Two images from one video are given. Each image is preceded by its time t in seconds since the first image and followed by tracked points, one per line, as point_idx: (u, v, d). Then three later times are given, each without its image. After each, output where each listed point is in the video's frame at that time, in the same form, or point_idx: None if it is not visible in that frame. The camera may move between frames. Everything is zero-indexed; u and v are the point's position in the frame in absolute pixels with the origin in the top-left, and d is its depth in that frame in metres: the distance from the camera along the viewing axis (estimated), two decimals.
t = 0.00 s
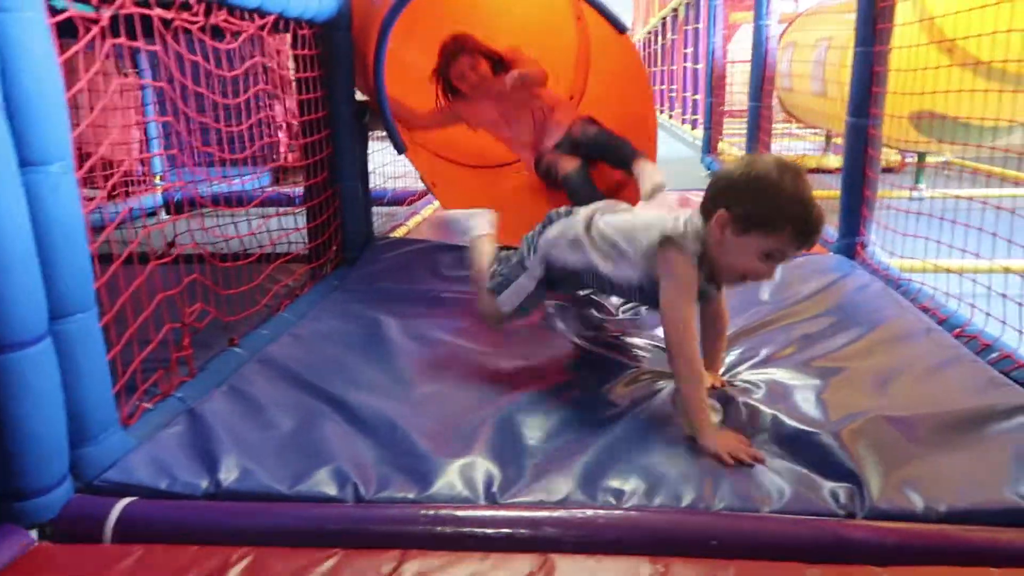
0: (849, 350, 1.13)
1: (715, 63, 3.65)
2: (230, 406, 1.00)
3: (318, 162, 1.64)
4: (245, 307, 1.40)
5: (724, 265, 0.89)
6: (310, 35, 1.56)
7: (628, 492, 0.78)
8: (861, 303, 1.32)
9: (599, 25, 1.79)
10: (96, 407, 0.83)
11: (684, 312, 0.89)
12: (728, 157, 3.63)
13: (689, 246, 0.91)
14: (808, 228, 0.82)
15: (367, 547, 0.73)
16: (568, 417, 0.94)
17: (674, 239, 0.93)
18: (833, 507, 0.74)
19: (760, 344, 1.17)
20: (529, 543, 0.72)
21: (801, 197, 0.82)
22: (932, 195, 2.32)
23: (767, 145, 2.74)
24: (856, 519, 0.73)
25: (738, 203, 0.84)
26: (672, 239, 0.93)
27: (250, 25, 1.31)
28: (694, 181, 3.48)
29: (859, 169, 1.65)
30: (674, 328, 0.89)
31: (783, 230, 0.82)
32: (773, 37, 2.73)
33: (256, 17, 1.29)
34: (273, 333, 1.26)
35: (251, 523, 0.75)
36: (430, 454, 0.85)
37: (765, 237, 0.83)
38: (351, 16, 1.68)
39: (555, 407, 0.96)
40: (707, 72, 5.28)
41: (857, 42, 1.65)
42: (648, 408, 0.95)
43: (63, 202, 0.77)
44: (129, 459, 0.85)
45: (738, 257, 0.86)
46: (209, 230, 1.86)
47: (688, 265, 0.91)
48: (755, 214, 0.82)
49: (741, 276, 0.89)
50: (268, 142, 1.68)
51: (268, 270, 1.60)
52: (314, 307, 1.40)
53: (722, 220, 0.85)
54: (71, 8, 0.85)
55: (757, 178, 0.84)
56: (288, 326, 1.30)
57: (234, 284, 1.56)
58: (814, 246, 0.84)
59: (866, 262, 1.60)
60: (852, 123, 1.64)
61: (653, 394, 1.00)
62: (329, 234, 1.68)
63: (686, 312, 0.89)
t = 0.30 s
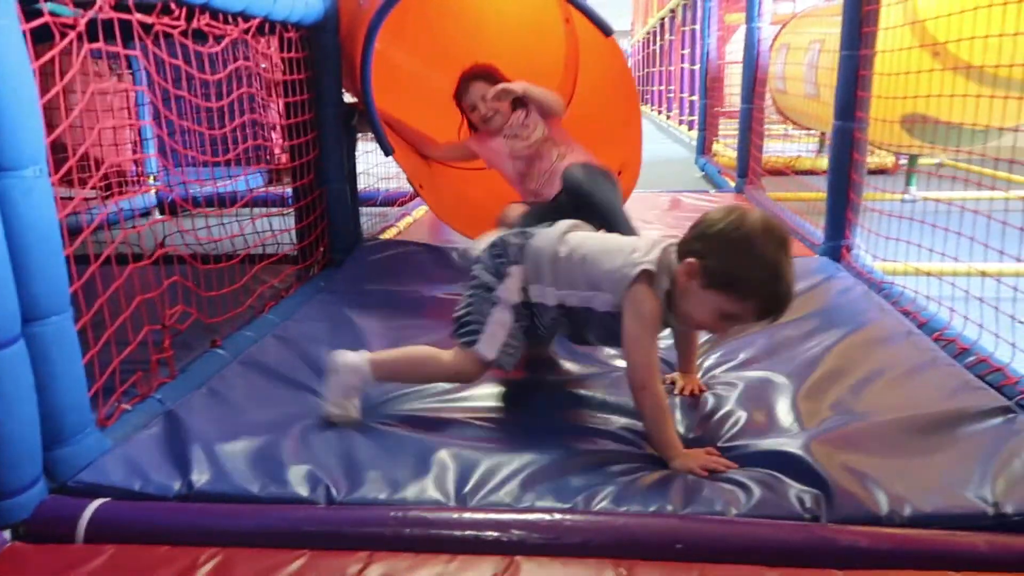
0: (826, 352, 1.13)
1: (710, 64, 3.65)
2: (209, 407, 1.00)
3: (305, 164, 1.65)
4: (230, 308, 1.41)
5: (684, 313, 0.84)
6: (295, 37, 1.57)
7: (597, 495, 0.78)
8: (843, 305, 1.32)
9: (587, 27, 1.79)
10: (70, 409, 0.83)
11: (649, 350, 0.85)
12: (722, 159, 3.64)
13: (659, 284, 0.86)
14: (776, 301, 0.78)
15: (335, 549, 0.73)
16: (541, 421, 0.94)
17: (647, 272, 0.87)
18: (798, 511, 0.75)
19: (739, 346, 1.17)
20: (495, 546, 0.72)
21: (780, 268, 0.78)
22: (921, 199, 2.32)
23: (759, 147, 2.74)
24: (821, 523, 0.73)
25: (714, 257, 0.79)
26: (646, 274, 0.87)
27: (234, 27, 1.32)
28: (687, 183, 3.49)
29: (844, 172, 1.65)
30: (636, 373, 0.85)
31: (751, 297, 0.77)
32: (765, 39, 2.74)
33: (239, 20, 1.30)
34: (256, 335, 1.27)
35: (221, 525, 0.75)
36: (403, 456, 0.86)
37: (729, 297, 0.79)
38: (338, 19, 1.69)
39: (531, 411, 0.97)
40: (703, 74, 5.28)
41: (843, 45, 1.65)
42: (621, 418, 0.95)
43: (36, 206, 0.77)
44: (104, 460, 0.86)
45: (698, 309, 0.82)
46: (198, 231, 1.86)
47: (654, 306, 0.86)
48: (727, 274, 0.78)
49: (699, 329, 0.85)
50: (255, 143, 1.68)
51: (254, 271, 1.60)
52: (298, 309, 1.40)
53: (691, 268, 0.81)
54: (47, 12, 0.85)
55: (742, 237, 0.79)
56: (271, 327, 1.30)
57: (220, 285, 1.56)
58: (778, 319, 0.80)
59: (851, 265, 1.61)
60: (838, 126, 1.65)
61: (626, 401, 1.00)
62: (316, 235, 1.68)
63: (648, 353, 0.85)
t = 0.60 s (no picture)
0: (809, 356, 1.14)
1: (704, 67, 3.66)
2: (194, 406, 1.00)
3: (295, 165, 1.65)
4: (218, 308, 1.41)
5: (636, 321, 0.83)
6: (286, 38, 1.57)
7: (576, 497, 0.79)
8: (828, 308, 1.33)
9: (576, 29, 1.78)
10: (54, 407, 0.83)
11: (612, 358, 0.84)
12: (716, 162, 3.65)
13: (613, 295, 0.84)
14: (726, 294, 0.78)
15: (316, 548, 0.74)
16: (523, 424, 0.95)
17: (598, 284, 0.85)
18: (775, 515, 0.76)
19: (722, 352, 1.17)
20: (474, 547, 0.73)
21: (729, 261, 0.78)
22: (911, 204, 2.33)
23: (751, 151, 2.75)
24: (797, 526, 0.74)
25: (664, 254, 0.79)
26: (597, 285, 0.85)
27: (225, 28, 1.32)
28: (680, 186, 3.50)
29: (832, 178, 1.67)
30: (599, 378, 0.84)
31: (701, 291, 0.77)
32: (757, 44, 2.75)
33: (229, 21, 1.31)
34: (243, 334, 1.27)
35: (202, 523, 0.76)
36: (385, 459, 0.86)
37: (679, 293, 0.78)
38: (330, 20, 1.70)
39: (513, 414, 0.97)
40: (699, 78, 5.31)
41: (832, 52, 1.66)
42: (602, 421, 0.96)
43: (21, 204, 0.78)
44: (87, 458, 0.86)
45: (648, 312, 0.81)
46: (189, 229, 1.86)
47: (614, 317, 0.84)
48: (677, 270, 0.78)
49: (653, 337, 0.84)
50: (247, 143, 1.68)
51: (244, 271, 1.60)
52: (287, 308, 1.40)
53: (641, 265, 0.81)
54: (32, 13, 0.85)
55: (693, 235, 0.79)
56: (259, 327, 1.30)
57: (210, 284, 1.56)
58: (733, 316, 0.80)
59: (837, 271, 1.62)
60: (826, 132, 1.66)
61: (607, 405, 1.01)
62: (307, 235, 1.68)
63: (613, 362, 0.84)
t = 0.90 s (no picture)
0: (800, 364, 1.15)
1: (699, 74, 3.68)
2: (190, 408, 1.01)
3: (292, 168, 1.65)
4: (213, 310, 1.41)
5: (569, 319, 0.81)
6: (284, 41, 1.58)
7: (570, 504, 0.80)
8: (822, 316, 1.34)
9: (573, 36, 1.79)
10: (49, 409, 0.83)
11: (563, 375, 0.81)
12: (711, 169, 3.66)
13: (543, 310, 0.82)
14: (635, 245, 0.78)
15: (311, 552, 0.74)
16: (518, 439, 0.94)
17: (525, 307, 0.83)
18: (767, 523, 0.76)
19: (715, 360, 1.18)
20: (468, 552, 0.73)
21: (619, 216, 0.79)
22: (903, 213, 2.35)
23: (745, 159, 2.77)
24: (788, 535, 0.75)
25: (558, 240, 0.80)
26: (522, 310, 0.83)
27: (222, 31, 1.33)
28: (675, 192, 3.51)
29: (826, 187, 1.68)
30: (557, 395, 0.81)
31: (611, 253, 0.77)
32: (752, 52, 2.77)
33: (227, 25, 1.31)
34: (238, 337, 1.27)
35: (197, 526, 0.76)
36: (380, 466, 0.87)
37: (590, 265, 0.78)
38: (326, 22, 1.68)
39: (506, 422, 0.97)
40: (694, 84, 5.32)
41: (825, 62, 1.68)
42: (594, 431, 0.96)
43: (19, 206, 0.78)
44: (81, 460, 0.86)
45: (574, 302, 0.80)
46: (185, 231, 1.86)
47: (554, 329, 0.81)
48: (581, 247, 0.78)
49: (594, 327, 0.82)
50: (244, 145, 1.69)
51: (239, 273, 1.60)
52: (282, 310, 1.40)
53: (546, 265, 0.81)
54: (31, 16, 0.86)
55: (572, 212, 0.81)
56: (253, 330, 1.30)
57: (205, 287, 1.56)
58: (653, 267, 0.79)
59: (831, 279, 1.64)
60: (820, 141, 1.67)
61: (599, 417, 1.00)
62: (303, 237, 1.69)
63: (560, 380, 0.81)
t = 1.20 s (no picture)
0: (799, 377, 1.15)
1: (700, 86, 3.69)
2: (190, 419, 1.01)
3: (294, 177, 1.66)
4: (214, 320, 1.41)
5: (491, 289, 0.77)
6: (288, 52, 1.59)
7: (568, 516, 0.80)
8: (821, 329, 1.34)
9: (576, 49, 1.80)
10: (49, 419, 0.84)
11: (470, 354, 0.78)
12: (711, 180, 3.67)
13: (466, 279, 0.79)
14: (532, 224, 0.73)
15: (310, 564, 0.74)
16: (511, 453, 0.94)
17: (448, 277, 0.80)
18: (766, 536, 0.77)
19: (714, 374, 1.18)
20: (467, 565, 0.73)
21: (525, 185, 0.74)
22: (903, 226, 2.36)
23: (745, 171, 2.78)
24: (787, 548, 0.75)
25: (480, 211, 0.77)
26: (444, 279, 0.80)
27: (226, 42, 1.34)
28: (675, 203, 3.52)
29: (825, 200, 1.68)
30: (458, 378, 0.78)
31: (509, 229, 0.73)
32: (753, 64, 2.79)
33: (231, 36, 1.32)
34: (239, 347, 1.27)
35: (196, 537, 0.76)
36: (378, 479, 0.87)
37: (495, 244, 0.75)
38: (330, 33, 1.72)
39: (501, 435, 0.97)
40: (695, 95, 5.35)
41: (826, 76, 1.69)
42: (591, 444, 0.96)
43: (23, 216, 0.79)
44: (81, 470, 0.87)
45: (488, 279, 0.77)
46: (186, 240, 1.87)
47: (469, 303, 0.78)
48: (489, 220, 0.75)
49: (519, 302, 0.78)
50: (246, 155, 1.69)
51: (240, 283, 1.61)
52: (283, 320, 1.41)
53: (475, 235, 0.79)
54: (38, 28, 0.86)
55: (497, 180, 0.77)
56: (253, 340, 1.30)
57: (206, 296, 1.57)
58: (557, 246, 0.73)
59: (830, 292, 1.64)
60: (820, 154, 1.68)
61: (597, 429, 1.00)
62: (304, 247, 1.69)
63: (462, 356, 0.78)
